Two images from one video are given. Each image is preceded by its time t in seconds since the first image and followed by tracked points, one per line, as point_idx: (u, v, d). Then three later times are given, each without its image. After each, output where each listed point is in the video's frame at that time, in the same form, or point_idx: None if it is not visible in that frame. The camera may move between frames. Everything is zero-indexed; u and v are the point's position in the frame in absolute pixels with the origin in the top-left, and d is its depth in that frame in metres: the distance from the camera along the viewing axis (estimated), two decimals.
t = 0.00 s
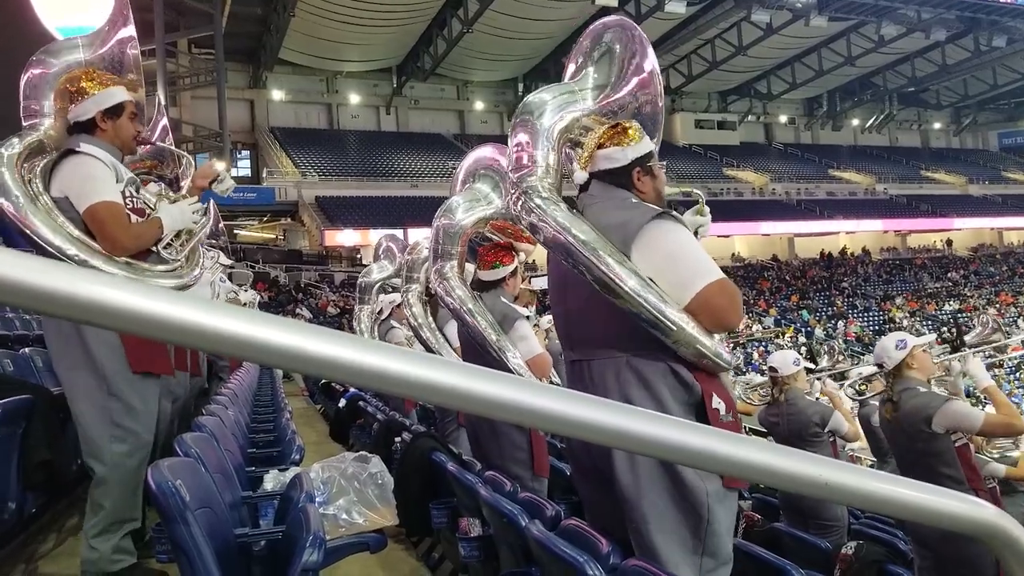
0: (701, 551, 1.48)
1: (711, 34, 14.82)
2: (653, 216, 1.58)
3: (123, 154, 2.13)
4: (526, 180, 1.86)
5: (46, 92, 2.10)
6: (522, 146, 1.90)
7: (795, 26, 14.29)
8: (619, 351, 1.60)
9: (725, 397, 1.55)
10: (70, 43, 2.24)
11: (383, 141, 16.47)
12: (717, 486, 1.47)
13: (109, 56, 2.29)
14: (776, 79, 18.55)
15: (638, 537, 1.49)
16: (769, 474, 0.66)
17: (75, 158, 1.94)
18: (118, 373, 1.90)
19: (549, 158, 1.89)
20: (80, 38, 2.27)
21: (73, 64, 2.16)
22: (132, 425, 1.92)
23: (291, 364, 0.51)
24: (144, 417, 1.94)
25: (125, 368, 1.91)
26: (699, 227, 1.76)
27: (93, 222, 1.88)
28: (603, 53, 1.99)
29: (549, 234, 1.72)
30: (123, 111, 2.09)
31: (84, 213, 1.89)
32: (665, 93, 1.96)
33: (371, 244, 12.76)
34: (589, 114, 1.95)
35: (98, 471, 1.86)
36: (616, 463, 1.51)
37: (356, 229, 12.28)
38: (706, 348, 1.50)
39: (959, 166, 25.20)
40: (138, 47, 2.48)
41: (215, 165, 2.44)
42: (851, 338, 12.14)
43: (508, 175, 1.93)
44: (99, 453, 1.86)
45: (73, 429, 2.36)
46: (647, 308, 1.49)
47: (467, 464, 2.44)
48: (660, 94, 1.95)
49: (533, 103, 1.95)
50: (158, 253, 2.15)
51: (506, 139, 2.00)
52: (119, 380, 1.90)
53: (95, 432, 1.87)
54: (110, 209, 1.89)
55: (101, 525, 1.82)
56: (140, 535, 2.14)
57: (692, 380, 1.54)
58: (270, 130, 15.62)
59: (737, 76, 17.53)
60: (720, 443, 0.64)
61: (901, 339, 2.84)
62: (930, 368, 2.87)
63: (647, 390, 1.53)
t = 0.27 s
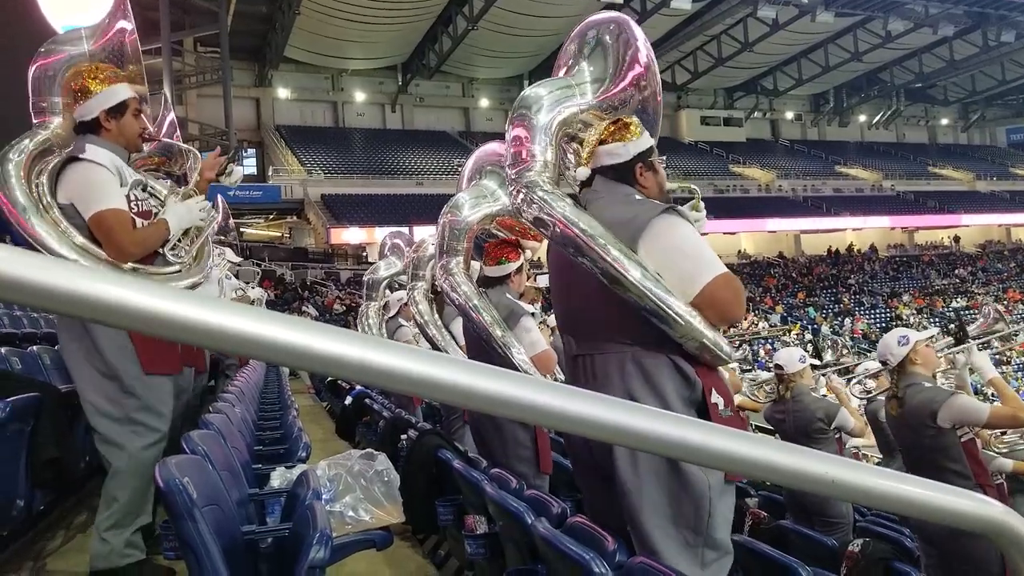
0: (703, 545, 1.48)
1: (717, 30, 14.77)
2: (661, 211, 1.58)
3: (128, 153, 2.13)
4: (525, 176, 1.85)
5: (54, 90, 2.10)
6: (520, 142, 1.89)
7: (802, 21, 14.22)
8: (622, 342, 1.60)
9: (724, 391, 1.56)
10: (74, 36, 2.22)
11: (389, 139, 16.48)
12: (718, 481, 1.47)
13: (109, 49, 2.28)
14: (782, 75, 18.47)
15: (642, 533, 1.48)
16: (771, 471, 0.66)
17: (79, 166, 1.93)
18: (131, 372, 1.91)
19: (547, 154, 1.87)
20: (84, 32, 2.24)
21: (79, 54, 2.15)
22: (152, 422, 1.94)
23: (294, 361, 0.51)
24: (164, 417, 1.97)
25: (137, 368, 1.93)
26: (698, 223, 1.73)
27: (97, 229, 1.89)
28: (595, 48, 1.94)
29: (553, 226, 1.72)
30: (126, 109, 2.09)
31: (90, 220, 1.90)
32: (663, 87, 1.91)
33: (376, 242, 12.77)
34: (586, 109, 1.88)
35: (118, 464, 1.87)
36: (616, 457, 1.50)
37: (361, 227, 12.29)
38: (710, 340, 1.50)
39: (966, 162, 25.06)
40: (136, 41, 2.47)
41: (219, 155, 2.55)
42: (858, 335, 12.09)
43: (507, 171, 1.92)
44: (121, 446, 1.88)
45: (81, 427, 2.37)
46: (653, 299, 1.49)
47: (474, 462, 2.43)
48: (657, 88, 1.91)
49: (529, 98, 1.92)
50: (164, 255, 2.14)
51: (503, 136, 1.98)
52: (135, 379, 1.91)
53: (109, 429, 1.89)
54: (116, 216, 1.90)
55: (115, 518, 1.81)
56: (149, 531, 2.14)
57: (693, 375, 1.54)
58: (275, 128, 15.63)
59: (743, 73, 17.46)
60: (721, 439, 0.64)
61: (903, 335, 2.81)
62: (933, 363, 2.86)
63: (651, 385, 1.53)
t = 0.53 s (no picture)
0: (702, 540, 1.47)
1: (718, 28, 14.76)
2: (656, 208, 1.57)
3: (128, 150, 2.13)
4: (527, 174, 1.86)
5: (54, 85, 2.08)
6: (523, 140, 1.89)
7: (802, 20, 14.20)
8: (619, 342, 1.59)
9: (723, 388, 1.55)
10: (74, 30, 2.20)
11: (389, 137, 16.49)
12: (716, 477, 1.47)
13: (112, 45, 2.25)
14: (783, 73, 18.46)
15: (642, 532, 1.48)
16: (771, 469, 0.66)
17: (79, 163, 1.93)
18: (130, 370, 1.90)
19: (550, 151, 1.88)
20: (85, 25, 2.23)
21: (80, 49, 2.13)
22: (151, 419, 1.93)
23: (295, 359, 0.50)
24: (160, 411, 1.96)
25: (135, 365, 1.91)
26: (698, 217, 1.74)
27: (97, 227, 1.89)
28: (601, 45, 1.93)
29: (550, 225, 1.71)
30: (126, 106, 2.08)
31: (89, 218, 1.90)
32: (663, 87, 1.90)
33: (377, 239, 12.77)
34: (588, 106, 1.88)
35: (111, 464, 1.86)
36: (614, 454, 1.50)
37: (362, 225, 12.30)
38: (704, 338, 1.50)
39: (967, 160, 25.06)
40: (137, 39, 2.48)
41: (220, 151, 2.51)
42: (857, 333, 12.11)
43: (510, 169, 1.93)
44: (121, 440, 1.88)
45: (80, 426, 2.37)
46: (646, 298, 1.49)
47: (475, 459, 2.44)
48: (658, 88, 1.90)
49: (532, 96, 1.92)
50: (165, 252, 2.15)
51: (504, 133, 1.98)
52: (133, 375, 1.90)
53: (109, 426, 1.89)
54: (115, 214, 1.89)
55: (113, 516, 1.80)
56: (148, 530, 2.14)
57: (690, 372, 1.53)
58: (276, 126, 15.63)
59: (744, 71, 17.45)
60: (720, 437, 0.64)
61: (900, 334, 2.83)
62: (930, 362, 2.86)
63: (647, 383, 1.53)
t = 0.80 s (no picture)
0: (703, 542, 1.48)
1: (717, 26, 14.74)
2: (657, 209, 1.58)
3: (129, 148, 2.13)
4: (532, 172, 1.83)
5: (52, 85, 2.08)
6: (528, 138, 1.85)
7: (802, 17, 14.19)
8: (622, 342, 1.59)
9: (726, 390, 1.56)
10: (76, 34, 2.22)
11: (388, 134, 16.48)
12: (716, 479, 1.48)
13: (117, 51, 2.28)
14: (782, 71, 18.45)
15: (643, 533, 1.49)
16: (771, 467, 0.66)
17: (81, 156, 1.93)
18: (124, 369, 1.90)
19: (556, 151, 1.85)
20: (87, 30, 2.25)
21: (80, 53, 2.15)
22: (143, 421, 1.92)
23: (295, 358, 0.51)
24: (156, 414, 1.96)
25: (127, 363, 1.90)
26: (705, 222, 1.74)
27: (100, 222, 1.89)
28: (613, 47, 1.94)
29: (555, 224, 1.70)
30: (129, 105, 2.09)
31: (90, 211, 1.90)
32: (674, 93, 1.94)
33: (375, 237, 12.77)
34: (596, 108, 1.89)
35: (109, 465, 1.86)
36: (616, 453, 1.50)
37: (361, 222, 12.30)
38: (707, 340, 1.50)
39: (965, 158, 25.08)
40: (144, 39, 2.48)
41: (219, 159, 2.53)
42: (856, 330, 12.12)
43: (515, 167, 1.90)
44: (109, 445, 1.87)
45: (78, 424, 2.36)
46: (651, 300, 1.49)
47: (474, 457, 2.45)
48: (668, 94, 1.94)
49: (540, 95, 1.89)
50: (164, 250, 2.15)
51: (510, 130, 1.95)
52: (125, 374, 1.90)
53: (104, 428, 1.88)
54: (117, 208, 1.90)
55: (111, 518, 1.81)
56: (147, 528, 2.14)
57: (691, 374, 1.54)
58: (275, 123, 15.61)
59: (743, 68, 17.43)
60: (719, 435, 0.64)
61: (898, 332, 2.82)
62: (928, 359, 2.86)
63: (648, 384, 1.53)
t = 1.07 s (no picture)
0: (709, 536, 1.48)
1: (716, 23, 14.72)
2: (661, 200, 1.58)
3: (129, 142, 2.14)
4: (524, 169, 1.82)
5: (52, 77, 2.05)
6: (517, 133, 1.86)
7: (801, 14, 14.16)
8: (631, 333, 1.59)
9: (729, 381, 1.59)
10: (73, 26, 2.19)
11: (387, 132, 16.47)
12: (725, 473, 1.48)
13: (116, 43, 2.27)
14: (781, 68, 18.43)
15: (646, 527, 1.49)
16: (770, 464, 0.66)
17: (81, 152, 1.94)
18: (122, 366, 1.90)
19: (546, 144, 1.86)
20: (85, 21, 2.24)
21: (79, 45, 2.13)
22: (138, 416, 1.93)
23: (293, 356, 0.51)
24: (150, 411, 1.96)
25: (131, 358, 1.92)
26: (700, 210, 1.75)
27: (99, 215, 1.90)
28: (587, 38, 1.96)
29: (555, 219, 1.67)
30: (128, 100, 2.10)
31: (91, 206, 1.90)
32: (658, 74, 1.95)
33: (375, 236, 12.77)
34: (582, 99, 1.92)
35: (99, 459, 1.86)
36: (621, 449, 1.50)
37: (360, 221, 12.29)
38: (716, 328, 1.50)
39: (965, 155, 25.08)
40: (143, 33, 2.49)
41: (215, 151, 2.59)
42: (856, 327, 12.12)
43: (506, 166, 1.89)
44: (103, 440, 1.87)
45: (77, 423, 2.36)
46: (658, 288, 1.48)
47: (473, 454, 2.45)
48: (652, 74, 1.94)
49: (524, 90, 1.91)
50: (164, 244, 2.15)
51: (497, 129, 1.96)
52: (124, 371, 1.91)
53: (103, 425, 1.89)
54: (117, 202, 1.90)
55: (107, 513, 1.82)
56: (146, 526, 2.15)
57: (700, 363, 1.56)
58: (274, 121, 15.58)
59: (742, 65, 17.40)
60: (718, 431, 0.64)
61: (906, 330, 2.84)
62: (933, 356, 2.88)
63: (657, 374, 1.53)
